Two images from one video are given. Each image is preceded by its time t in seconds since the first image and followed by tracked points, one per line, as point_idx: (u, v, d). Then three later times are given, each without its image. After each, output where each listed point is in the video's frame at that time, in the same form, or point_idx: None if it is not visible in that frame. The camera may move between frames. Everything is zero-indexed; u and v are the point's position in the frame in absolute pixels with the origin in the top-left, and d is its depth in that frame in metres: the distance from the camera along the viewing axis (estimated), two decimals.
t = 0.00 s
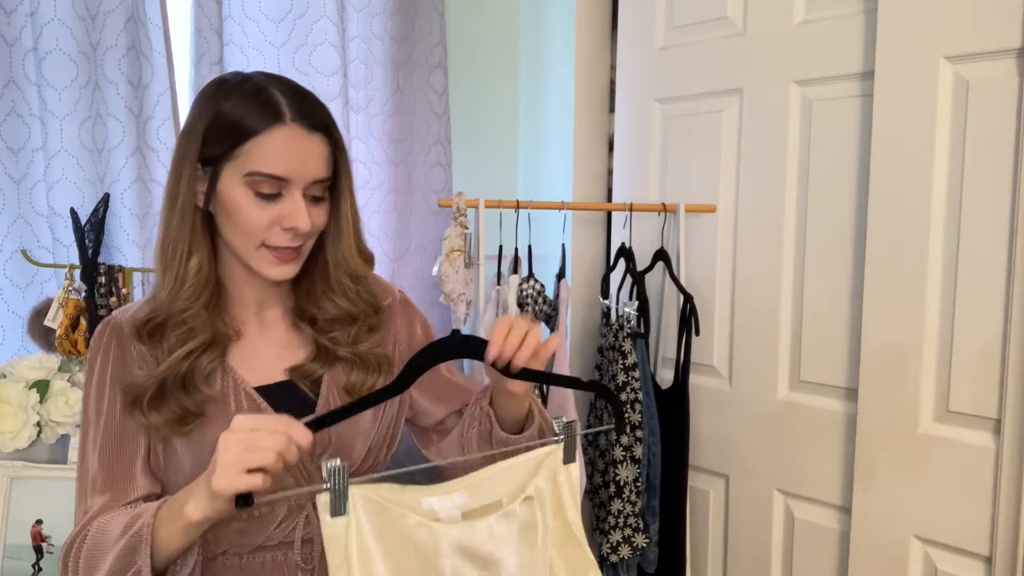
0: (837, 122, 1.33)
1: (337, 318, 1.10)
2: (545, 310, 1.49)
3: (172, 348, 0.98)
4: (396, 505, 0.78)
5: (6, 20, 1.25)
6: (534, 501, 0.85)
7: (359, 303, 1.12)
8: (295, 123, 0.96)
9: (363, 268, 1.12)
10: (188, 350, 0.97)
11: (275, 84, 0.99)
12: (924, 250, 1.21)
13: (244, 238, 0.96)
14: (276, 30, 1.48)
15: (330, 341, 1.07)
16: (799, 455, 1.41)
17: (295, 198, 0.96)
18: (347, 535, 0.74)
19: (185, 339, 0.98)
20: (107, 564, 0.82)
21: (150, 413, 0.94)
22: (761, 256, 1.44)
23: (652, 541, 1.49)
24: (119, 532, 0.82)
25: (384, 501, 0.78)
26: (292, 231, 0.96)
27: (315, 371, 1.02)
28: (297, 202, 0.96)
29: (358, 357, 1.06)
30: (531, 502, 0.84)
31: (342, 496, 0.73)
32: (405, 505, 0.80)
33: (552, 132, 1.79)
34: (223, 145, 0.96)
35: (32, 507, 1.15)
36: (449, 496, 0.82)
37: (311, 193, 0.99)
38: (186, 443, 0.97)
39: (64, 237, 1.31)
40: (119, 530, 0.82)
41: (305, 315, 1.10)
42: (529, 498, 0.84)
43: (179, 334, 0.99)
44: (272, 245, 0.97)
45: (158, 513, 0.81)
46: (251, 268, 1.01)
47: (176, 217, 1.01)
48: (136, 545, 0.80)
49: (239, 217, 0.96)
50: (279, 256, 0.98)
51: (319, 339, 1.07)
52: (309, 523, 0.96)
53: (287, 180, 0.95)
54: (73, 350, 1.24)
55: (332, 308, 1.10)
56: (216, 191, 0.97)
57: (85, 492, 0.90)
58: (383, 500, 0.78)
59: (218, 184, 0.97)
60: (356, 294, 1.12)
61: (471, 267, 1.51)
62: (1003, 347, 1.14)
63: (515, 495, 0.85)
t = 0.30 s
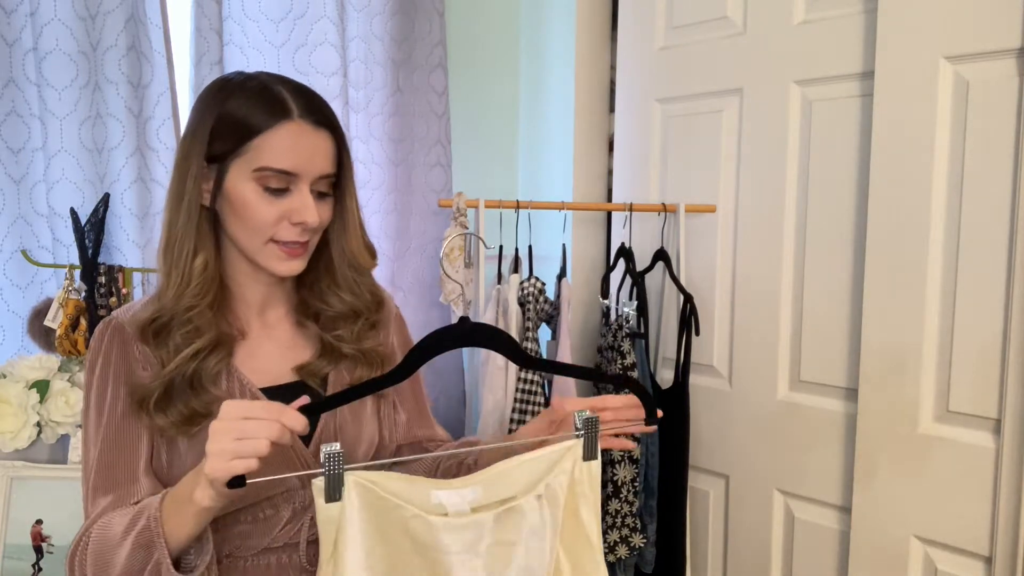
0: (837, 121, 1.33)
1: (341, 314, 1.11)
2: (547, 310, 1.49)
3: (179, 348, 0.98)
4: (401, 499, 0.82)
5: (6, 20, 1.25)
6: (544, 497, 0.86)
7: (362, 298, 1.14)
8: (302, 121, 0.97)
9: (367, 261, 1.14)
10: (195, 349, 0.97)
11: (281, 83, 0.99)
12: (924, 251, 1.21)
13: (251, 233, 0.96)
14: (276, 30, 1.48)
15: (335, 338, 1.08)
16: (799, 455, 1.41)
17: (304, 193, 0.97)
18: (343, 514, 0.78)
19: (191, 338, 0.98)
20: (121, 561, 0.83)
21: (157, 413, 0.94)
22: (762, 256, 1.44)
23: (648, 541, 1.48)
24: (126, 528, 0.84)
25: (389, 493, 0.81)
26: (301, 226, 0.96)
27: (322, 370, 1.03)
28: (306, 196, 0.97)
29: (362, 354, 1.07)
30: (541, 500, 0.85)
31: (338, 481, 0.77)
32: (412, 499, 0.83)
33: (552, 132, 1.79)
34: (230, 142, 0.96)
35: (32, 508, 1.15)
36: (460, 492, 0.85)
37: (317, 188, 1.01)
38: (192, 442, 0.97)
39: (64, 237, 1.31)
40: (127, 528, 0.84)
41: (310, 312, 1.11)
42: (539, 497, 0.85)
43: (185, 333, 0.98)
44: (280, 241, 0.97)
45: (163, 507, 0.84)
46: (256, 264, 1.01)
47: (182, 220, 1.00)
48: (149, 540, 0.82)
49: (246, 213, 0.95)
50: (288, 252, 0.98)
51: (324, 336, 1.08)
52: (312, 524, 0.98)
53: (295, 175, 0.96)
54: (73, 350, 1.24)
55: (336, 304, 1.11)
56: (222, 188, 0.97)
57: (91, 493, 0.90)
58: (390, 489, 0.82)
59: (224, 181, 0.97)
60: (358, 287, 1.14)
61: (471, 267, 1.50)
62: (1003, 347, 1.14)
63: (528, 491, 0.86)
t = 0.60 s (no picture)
0: (836, 121, 1.33)
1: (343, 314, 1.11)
2: (547, 309, 1.49)
3: (180, 343, 0.97)
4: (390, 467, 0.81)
5: (6, 20, 1.25)
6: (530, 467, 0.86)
7: (365, 299, 1.14)
8: (307, 121, 0.97)
9: (370, 264, 1.13)
10: (197, 345, 0.97)
11: (288, 83, 0.99)
12: (923, 251, 1.21)
13: (251, 232, 0.96)
14: (276, 30, 1.48)
15: (336, 338, 1.08)
16: (799, 454, 1.41)
17: (306, 193, 0.96)
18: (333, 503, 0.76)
19: (193, 334, 0.98)
20: (107, 552, 0.81)
21: (157, 408, 0.94)
22: (762, 256, 1.44)
23: (648, 540, 1.47)
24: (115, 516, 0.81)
25: (375, 463, 0.80)
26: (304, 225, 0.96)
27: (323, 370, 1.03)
28: (309, 196, 0.97)
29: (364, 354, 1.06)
30: (527, 470, 0.86)
31: (329, 457, 0.76)
32: (400, 473, 0.82)
33: (552, 132, 1.79)
34: (236, 141, 0.96)
35: (32, 508, 1.15)
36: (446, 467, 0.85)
37: (320, 189, 1.00)
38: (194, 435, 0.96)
39: (64, 237, 1.31)
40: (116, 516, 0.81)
41: (312, 312, 1.11)
42: (524, 466, 0.86)
43: (187, 329, 0.98)
44: (281, 241, 0.96)
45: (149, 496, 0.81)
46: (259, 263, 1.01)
47: (186, 214, 1.01)
48: (136, 528, 0.80)
49: (249, 211, 0.95)
50: (290, 252, 0.97)
51: (325, 337, 1.08)
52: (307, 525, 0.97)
53: (298, 175, 0.96)
54: (72, 350, 1.24)
55: (339, 305, 1.11)
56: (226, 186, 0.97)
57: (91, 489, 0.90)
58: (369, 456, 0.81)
59: (228, 179, 0.97)
60: (361, 289, 1.14)
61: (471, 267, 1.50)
62: (1003, 347, 1.14)
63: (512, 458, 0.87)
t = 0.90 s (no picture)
0: (837, 122, 1.33)
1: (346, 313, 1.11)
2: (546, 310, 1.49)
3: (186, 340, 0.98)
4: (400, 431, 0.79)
5: (6, 20, 1.25)
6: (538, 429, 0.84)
7: (368, 297, 1.14)
8: (310, 120, 0.96)
9: (373, 263, 1.13)
10: (202, 341, 0.97)
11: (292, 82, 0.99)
12: (923, 252, 1.21)
13: (253, 231, 0.95)
14: (276, 30, 1.48)
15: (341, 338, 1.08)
16: (799, 454, 1.41)
17: (307, 193, 0.95)
18: (340, 476, 0.74)
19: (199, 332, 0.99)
20: (113, 535, 0.80)
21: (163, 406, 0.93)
22: (762, 256, 1.44)
23: (649, 540, 1.47)
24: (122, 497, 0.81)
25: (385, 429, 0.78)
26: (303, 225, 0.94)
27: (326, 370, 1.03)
28: (309, 194, 0.95)
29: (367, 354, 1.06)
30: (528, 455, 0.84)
31: (337, 420, 0.74)
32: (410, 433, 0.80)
33: (552, 132, 1.79)
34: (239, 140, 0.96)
35: (32, 508, 1.15)
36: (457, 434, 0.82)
37: (321, 188, 0.98)
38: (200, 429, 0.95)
39: (64, 237, 1.31)
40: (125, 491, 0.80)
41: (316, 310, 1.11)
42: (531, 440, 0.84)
43: (192, 326, 0.99)
44: (282, 241, 0.95)
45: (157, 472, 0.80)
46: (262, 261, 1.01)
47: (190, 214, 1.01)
48: (142, 505, 0.78)
49: (250, 210, 0.95)
50: (291, 254, 0.96)
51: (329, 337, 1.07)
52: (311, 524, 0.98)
53: (300, 174, 0.95)
54: (72, 350, 1.24)
55: (343, 304, 1.11)
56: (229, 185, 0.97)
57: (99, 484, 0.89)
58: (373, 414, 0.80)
59: (231, 178, 0.97)
60: (365, 289, 1.14)
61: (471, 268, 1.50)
62: (1003, 347, 1.14)
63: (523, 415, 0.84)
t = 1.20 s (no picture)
0: (837, 121, 1.33)
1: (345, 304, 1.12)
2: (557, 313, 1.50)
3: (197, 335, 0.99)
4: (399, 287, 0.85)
5: (6, 20, 1.25)
6: (527, 301, 0.88)
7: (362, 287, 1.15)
8: (260, 95, 1.04)
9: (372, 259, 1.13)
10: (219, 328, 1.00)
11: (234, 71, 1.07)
12: (924, 252, 1.21)
13: (217, 203, 0.99)
14: (276, 30, 1.48)
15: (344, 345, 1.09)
16: (799, 455, 1.41)
17: (253, 151, 1.00)
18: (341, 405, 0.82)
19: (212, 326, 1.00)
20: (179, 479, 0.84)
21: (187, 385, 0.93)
22: (762, 255, 1.44)
23: (648, 541, 1.46)
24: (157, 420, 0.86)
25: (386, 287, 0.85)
26: (255, 175, 0.98)
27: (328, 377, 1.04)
28: (254, 152, 1.00)
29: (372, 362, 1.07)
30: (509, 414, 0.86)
31: (342, 279, 0.82)
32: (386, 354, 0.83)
33: (552, 132, 1.80)
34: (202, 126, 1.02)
35: (33, 508, 1.15)
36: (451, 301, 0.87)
37: (274, 148, 1.03)
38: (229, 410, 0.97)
39: (64, 237, 1.31)
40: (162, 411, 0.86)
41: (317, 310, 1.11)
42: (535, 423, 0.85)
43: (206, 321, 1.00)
44: (250, 265, 0.84)
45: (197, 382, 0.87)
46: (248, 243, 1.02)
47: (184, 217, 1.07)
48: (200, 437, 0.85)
49: (210, 181, 0.99)
50: (260, 276, 0.83)
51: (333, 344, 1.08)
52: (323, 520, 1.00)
53: (240, 136, 1.00)
54: (73, 350, 1.24)
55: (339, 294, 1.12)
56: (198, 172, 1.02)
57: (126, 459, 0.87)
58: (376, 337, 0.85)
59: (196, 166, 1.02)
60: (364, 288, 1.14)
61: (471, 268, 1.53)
62: (1003, 347, 1.14)
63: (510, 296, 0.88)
